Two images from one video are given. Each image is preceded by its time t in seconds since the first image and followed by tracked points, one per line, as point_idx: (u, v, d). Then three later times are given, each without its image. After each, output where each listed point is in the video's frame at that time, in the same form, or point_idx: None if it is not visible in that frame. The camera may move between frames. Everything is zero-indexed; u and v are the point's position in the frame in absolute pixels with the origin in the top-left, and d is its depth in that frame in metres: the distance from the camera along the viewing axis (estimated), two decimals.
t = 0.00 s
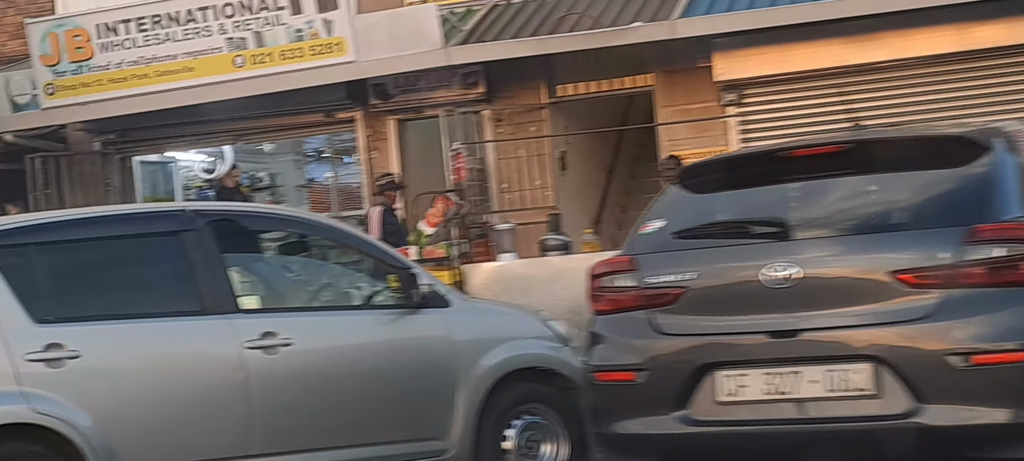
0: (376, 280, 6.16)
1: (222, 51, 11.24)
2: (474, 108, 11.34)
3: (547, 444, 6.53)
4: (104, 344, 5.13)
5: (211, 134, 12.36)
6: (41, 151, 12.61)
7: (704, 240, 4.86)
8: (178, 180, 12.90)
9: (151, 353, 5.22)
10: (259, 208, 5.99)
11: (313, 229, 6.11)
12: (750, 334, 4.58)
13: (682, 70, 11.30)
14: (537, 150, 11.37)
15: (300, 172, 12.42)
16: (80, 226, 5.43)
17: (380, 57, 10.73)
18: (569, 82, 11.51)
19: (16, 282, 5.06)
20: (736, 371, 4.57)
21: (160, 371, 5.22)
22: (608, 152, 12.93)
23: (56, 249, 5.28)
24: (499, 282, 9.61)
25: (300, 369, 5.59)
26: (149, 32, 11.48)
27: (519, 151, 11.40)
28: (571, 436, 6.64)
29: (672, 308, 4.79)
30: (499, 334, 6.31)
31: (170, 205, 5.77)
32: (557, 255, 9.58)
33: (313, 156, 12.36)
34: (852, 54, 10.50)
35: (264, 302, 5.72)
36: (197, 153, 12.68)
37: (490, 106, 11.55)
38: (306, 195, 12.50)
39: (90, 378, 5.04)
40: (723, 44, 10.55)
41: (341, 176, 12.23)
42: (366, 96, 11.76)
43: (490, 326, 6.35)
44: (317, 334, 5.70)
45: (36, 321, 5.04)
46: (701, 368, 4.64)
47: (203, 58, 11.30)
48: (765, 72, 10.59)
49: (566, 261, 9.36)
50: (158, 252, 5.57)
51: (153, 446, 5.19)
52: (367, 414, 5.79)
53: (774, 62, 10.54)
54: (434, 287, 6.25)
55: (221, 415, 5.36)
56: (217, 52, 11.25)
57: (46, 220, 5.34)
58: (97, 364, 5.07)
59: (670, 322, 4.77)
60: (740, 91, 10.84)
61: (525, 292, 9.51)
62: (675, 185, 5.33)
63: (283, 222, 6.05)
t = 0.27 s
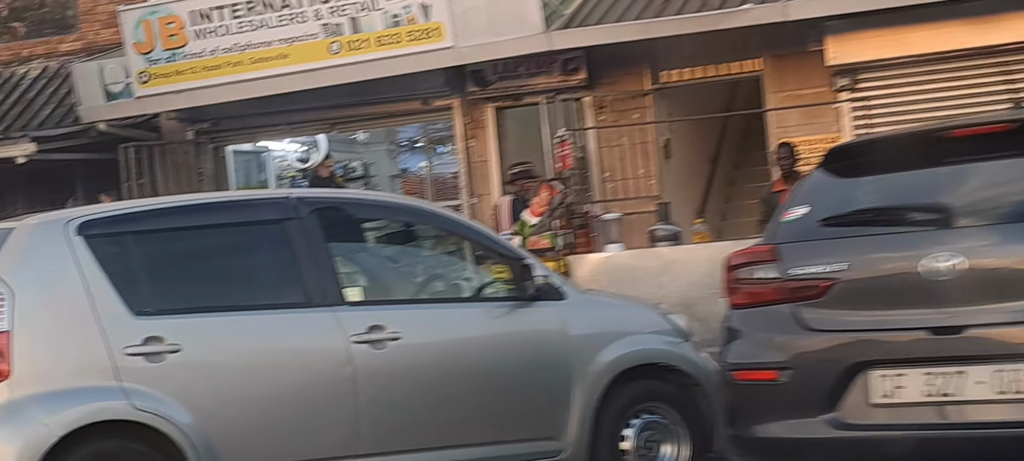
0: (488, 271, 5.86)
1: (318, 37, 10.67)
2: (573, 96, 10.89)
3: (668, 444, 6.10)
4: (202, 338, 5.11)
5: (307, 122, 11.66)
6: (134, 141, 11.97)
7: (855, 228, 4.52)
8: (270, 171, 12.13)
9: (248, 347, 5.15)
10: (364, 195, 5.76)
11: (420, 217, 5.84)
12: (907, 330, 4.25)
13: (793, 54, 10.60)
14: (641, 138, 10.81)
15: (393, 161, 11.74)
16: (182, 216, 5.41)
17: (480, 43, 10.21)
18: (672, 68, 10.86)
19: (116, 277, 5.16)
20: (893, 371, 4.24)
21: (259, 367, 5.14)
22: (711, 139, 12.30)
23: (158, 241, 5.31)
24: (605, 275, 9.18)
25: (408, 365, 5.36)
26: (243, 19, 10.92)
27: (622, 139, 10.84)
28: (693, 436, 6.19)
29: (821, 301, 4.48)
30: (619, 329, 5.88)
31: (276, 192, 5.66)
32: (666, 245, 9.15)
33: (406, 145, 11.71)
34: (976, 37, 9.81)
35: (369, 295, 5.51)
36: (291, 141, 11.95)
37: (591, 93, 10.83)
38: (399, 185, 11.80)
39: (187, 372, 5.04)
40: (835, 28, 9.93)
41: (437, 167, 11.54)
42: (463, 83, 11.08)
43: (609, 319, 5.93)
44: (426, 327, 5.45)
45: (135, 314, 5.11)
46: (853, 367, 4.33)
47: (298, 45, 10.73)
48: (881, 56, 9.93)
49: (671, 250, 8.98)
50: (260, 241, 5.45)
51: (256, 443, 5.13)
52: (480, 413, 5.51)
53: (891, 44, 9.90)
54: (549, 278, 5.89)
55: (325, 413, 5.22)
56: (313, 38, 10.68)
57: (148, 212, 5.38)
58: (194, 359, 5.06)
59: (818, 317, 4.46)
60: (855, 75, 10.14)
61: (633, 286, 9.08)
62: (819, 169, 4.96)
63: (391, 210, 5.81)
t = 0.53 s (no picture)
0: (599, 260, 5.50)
1: (412, 21, 10.32)
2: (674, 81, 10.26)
3: (793, 445, 5.66)
4: (303, 331, 4.92)
5: (399, 108, 11.25)
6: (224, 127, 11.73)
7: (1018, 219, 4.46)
8: (359, 160, 11.63)
9: (351, 340, 4.95)
10: (472, 179, 5.47)
11: (530, 202, 5.53)
12: None
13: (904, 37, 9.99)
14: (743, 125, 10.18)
15: (484, 150, 11.15)
16: (280, 201, 5.17)
17: (579, 27, 9.78)
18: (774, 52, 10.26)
19: (213, 267, 4.97)
20: None
21: (362, 361, 4.96)
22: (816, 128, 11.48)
23: (257, 228, 5.08)
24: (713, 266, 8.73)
25: (517, 361, 5.13)
26: (336, 3, 10.61)
27: (724, 125, 10.19)
28: (818, 436, 5.74)
29: (982, 295, 4.46)
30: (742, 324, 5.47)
31: (378, 177, 5.38)
32: (777, 236, 8.65)
33: (498, 134, 11.12)
34: None
35: (475, 285, 5.26)
36: (382, 129, 11.45)
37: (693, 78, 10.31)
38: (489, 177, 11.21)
39: (287, 367, 4.88)
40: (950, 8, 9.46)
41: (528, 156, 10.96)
42: (560, 68, 10.60)
43: (732, 312, 5.53)
44: (537, 320, 5.19)
45: (233, 305, 4.92)
46: (1017, 369, 4.31)
47: (391, 29, 10.40)
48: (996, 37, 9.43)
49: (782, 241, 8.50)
50: (363, 229, 5.21)
51: (360, 442, 4.97)
52: (593, 411, 5.25)
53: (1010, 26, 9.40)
54: (669, 269, 5.50)
55: (432, 410, 5.03)
56: (407, 22, 10.33)
57: (245, 197, 5.14)
58: (295, 353, 4.89)
59: (980, 312, 4.45)
60: (971, 58, 9.63)
61: (743, 280, 8.59)
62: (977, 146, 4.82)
63: (497, 196, 5.49)
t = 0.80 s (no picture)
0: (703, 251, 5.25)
1: (493, 4, 9.97)
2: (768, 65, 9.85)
3: (912, 448, 5.36)
4: (395, 325, 4.69)
5: (482, 96, 11.06)
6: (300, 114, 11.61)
7: None
8: (438, 149, 11.43)
9: (447, 334, 4.72)
10: (570, 165, 5.23)
11: (630, 189, 5.26)
12: None
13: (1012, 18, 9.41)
14: (839, 112, 9.70)
15: (564, 138, 10.89)
16: (369, 188, 4.93)
17: (667, 9, 9.37)
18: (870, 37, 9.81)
19: (300, 256, 4.74)
20: None
21: (459, 356, 4.73)
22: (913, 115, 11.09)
23: (346, 215, 4.84)
24: (809, 259, 8.22)
25: (620, 356, 4.90)
26: None
27: (818, 111, 9.75)
28: (939, 439, 5.42)
29: None
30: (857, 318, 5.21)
31: (472, 162, 5.12)
32: (879, 226, 8.15)
33: (578, 121, 10.85)
34: None
35: (570, 277, 5.00)
36: (461, 116, 11.26)
37: (785, 63, 9.86)
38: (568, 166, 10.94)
39: (379, 362, 4.65)
40: None
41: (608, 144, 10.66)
42: (646, 53, 10.29)
43: (847, 306, 5.26)
44: (641, 314, 4.96)
45: (322, 296, 4.68)
46: None
47: (472, 13, 10.06)
48: None
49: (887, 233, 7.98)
50: (457, 215, 4.97)
51: (455, 441, 4.74)
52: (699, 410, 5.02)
53: None
54: (782, 260, 5.24)
55: (530, 408, 4.80)
56: (488, 5, 9.98)
57: (333, 183, 4.91)
58: (388, 347, 4.66)
59: None
60: None
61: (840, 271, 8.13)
62: None
63: (596, 182, 5.24)
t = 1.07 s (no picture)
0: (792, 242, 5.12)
1: None
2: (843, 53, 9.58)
3: (1012, 450, 5.19)
4: (473, 319, 4.52)
5: (548, 87, 10.88)
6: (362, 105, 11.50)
7: None
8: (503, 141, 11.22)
9: (529, 327, 4.55)
10: (653, 152, 5.09)
11: (715, 177, 5.12)
12: None
13: None
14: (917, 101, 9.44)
15: (630, 130, 10.65)
16: (446, 177, 4.79)
17: None
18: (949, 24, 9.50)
19: (375, 246, 4.59)
20: None
21: (542, 349, 4.55)
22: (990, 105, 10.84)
23: (423, 204, 4.71)
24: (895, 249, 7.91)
25: (708, 350, 4.72)
26: None
27: (896, 101, 9.50)
28: None
29: None
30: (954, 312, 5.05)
31: (553, 150, 5.00)
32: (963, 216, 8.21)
33: (644, 112, 10.63)
34: None
35: (648, 270, 4.82)
36: (526, 106, 11.08)
37: (860, 51, 9.64)
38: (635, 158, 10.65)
39: (456, 357, 4.48)
40: None
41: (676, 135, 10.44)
42: (718, 42, 10.07)
43: (941, 300, 5.10)
44: (727, 308, 4.78)
45: (396, 288, 4.53)
46: None
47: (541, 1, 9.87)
48: None
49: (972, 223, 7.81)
50: (537, 204, 4.84)
51: (535, 440, 4.56)
52: (785, 408, 4.85)
53: None
54: (876, 253, 5.09)
55: (614, 404, 4.62)
56: None
57: (408, 171, 4.77)
58: (465, 341, 4.49)
59: None
60: None
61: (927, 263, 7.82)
62: None
63: (679, 170, 5.10)
